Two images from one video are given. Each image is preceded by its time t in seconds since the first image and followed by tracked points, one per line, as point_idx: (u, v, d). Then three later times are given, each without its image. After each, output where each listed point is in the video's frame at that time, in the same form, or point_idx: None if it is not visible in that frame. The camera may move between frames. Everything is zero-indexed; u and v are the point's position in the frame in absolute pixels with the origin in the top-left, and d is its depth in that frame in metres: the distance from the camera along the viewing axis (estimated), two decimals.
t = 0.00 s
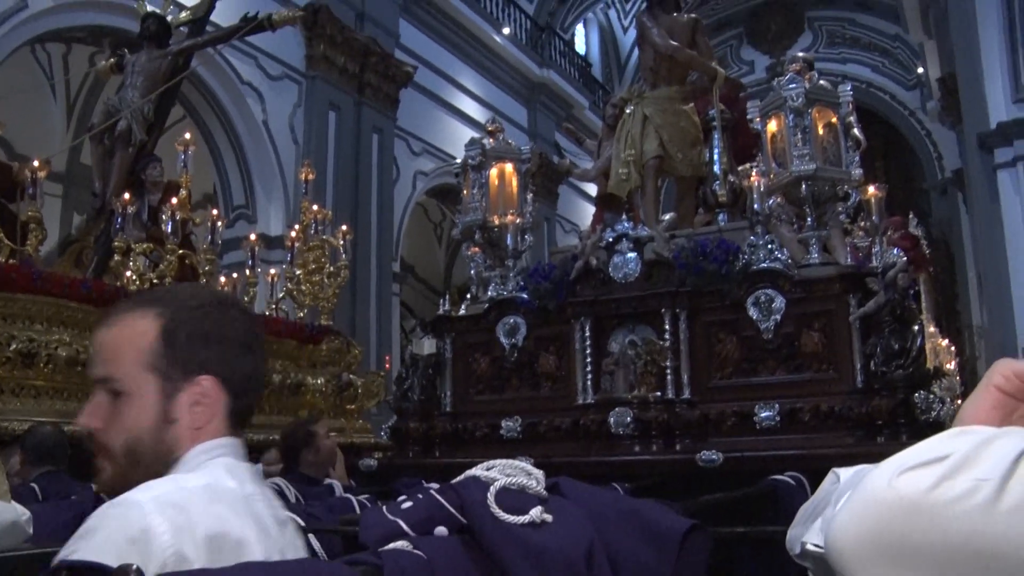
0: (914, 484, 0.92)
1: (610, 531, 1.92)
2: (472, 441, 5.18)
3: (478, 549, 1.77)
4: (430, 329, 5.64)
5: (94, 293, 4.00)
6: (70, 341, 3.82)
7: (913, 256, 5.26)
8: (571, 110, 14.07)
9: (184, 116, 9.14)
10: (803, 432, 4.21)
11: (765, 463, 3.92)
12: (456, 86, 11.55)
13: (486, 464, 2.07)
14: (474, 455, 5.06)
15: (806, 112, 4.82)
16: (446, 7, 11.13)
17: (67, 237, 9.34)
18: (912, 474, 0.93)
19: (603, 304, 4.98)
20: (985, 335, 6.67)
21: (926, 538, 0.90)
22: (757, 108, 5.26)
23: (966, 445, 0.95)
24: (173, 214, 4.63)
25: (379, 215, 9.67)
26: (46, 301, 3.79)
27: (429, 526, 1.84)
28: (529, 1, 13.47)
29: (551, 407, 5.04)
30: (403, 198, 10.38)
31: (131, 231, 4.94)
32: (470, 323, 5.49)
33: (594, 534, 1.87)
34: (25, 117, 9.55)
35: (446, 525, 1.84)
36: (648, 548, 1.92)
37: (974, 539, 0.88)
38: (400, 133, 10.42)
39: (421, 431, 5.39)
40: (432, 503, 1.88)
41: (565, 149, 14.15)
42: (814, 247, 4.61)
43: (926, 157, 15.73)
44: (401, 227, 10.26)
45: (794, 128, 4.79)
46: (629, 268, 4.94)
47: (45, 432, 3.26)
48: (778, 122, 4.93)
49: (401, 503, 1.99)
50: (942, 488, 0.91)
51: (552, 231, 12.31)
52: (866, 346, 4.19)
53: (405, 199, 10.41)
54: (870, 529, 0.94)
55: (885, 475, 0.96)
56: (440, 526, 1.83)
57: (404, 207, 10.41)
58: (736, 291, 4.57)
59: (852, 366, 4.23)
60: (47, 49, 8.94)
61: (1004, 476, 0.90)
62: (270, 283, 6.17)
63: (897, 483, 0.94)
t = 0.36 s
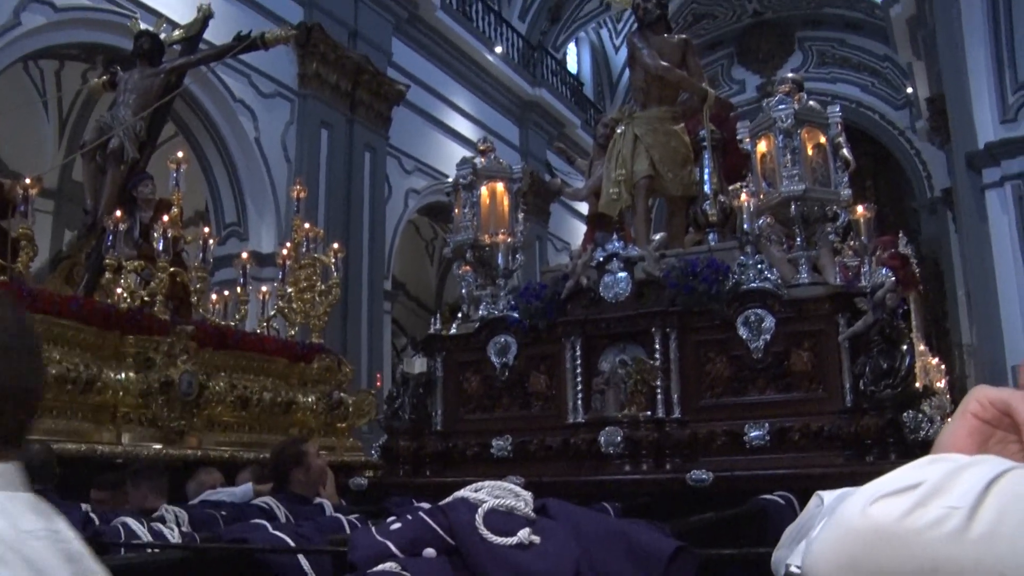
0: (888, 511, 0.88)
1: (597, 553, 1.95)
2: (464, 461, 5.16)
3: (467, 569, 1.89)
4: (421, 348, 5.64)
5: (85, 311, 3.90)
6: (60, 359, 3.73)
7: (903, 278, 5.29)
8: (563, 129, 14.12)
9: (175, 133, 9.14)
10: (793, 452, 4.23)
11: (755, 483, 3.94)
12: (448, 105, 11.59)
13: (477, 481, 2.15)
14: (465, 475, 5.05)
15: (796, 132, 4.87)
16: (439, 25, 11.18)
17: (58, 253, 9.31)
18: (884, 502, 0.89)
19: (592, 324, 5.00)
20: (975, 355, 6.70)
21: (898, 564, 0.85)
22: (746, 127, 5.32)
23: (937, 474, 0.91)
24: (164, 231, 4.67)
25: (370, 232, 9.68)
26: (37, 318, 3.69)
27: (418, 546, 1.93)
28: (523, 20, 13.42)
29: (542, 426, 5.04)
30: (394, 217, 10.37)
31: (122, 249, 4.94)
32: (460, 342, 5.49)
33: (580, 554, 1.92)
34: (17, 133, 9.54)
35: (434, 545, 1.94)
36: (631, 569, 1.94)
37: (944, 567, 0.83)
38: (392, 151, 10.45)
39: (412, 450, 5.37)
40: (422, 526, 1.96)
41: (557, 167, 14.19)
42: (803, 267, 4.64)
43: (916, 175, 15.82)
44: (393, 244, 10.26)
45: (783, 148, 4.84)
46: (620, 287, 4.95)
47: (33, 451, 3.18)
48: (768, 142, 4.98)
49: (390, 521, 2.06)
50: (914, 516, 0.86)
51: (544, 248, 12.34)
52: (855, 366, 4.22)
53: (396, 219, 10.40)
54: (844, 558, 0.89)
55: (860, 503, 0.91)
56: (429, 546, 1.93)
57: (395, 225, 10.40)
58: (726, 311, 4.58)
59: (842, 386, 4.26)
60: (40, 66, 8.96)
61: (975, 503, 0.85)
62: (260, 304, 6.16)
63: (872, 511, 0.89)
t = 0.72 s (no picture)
0: (862, 535, 0.79)
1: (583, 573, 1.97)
2: (454, 479, 5.15)
3: None
4: (412, 365, 5.65)
5: (76, 328, 3.91)
6: (50, 375, 3.73)
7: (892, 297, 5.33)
8: (555, 146, 14.18)
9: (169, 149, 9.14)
10: (783, 469, 4.23)
11: (746, 501, 3.94)
12: (441, 121, 11.64)
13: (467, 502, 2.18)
14: (456, 492, 5.05)
15: (785, 151, 4.91)
16: (432, 43, 11.22)
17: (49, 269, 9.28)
18: (859, 526, 0.81)
19: (583, 342, 5.02)
20: (964, 373, 6.74)
21: None
22: (736, 147, 5.37)
23: (908, 500, 0.83)
24: (157, 247, 4.67)
25: (362, 248, 9.70)
26: (26, 334, 3.70)
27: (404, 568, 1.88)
28: (516, 37, 13.49)
29: (532, 444, 5.05)
30: (386, 234, 10.38)
31: (114, 265, 4.94)
32: (451, 359, 5.51)
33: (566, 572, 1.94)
34: (10, 149, 9.54)
35: (419, 566, 1.91)
36: None
37: None
38: (385, 168, 10.47)
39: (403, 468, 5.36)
40: (410, 546, 1.92)
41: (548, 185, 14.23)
42: (793, 285, 4.66)
43: (906, 192, 15.90)
44: (385, 261, 10.28)
45: (773, 167, 4.89)
46: (610, 305, 4.97)
47: (21, 467, 3.15)
48: (759, 160, 5.03)
49: (377, 542, 2.00)
50: (888, 539, 0.78)
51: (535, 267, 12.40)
52: (845, 383, 4.24)
53: (388, 236, 10.41)
54: None
55: (835, 526, 0.83)
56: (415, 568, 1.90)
57: (387, 242, 10.41)
58: (717, 329, 4.60)
59: (831, 403, 4.27)
60: (33, 82, 8.96)
61: (947, 528, 0.77)
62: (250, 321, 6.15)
63: (846, 536, 0.80)
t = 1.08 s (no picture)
0: (847, 554, 0.80)
1: None
2: (445, 493, 5.14)
3: None
4: (404, 380, 5.65)
5: (66, 340, 3.89)
6: (40, 388, 3.71)
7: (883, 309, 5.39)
8: (547, 160, 14.22)
9: (162, 161, 9.14)
10: (774, 484, 4.23)
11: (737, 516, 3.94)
12: (434, 136, 11.67)
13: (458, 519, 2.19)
14: (447, 507, 5.04)
15: (776, 168, 4.95)
16: (426, 58, 11.28)
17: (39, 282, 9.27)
18: (844, 545, 0.82)
19: (575, 357, 5.03)
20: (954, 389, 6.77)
21: None
22: (728, 163, 5.42)
23: (894, 518, 0.83)
24: (149, 261, 4.67)
25: (354, 261, 9.70)
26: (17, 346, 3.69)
27: None
28: (509, 53, 13.55)
29: (523, 459, 5.04)
30: (379, 248, 10.38)
31: (106, 278, 4.94)
32: (443, 374, 5.51)
33: None
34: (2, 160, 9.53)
35: None
36: None
37: None
38: (377, 182, 10.48)
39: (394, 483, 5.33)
40: (401, 560, 1.89)
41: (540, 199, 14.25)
42: (784, 301, 4.68)
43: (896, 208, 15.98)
44: (377, 275, 10.27)
45: (765, 183, 4.92)
46: (602, 320, 5.01)
47: (11, 481, 3.14)
48: (750, 177, 5.09)
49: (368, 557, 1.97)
50: (873, 558, 0.79)
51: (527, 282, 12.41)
52: (836, 399, 4.26)
53: (381, 249, 10.41)
54: None
55: (820, 545, 0.84)
56: None
57: (380, 256, 10.40)
58: (709, 344, 4.61)
59: (822, 419, 4.29)
60: (26, 94, 8.96)
61: (930, 547, 0.78)
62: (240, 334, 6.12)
63: (831, 556, 0.81)
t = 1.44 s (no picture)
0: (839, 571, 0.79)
1: None
2: (438, 504, 5.13)
3: None
4: (397, 390, 5.64)
5: (59, 349, 3.89)
6: (32, 398, 3.70)
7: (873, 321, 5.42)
8: (541, 170, 14.25)
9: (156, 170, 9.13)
10: (767, 496, 4.24)
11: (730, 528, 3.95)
12: (428, 145, 11.68)
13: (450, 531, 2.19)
14: (440, 517, 5.03)
15: (769, 180, 4.97)
16: (421, 68, 11.30)
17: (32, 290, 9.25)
18: (836, 562, 0.80)
19: (568, 368, 5.04)
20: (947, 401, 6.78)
21: None
22: (721, 175, 5.46)
23: (886, 534, 0.81)
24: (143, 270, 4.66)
25: (348, 270, 9.71)
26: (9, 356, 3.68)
27: None
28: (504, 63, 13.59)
29: (516, 469, 5.04)
30: (373, 257, 10.37)
31: (99, 288, 4.93)
32: (436, 384, 5.51)
33: None
34: None
35: None
36: None
37: None
38: (372, 192, 10.48)
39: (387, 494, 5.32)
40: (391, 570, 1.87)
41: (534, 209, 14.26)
42: (777, 313, 4.69)
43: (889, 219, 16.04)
44: (371, 284, 10.27)
45: (759, 195, 4.94)
46: (596, 331, 5.01)
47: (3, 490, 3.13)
48: (743, 189, 5.12)
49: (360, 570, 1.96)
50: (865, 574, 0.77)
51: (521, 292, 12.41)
52: (829, 411, 4.27)
53: (375, 258, 10.40)
54: None
55: (812, 562, 0.82)
56: None
57: (373, 265, 10.39)
58: (702, 355, 4.62)
59: (815, 431, 4.30)
60: (20, 102, 8.95)
61: (923, 562, 0.76)
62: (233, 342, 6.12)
63: (823, 571, 0.80)
